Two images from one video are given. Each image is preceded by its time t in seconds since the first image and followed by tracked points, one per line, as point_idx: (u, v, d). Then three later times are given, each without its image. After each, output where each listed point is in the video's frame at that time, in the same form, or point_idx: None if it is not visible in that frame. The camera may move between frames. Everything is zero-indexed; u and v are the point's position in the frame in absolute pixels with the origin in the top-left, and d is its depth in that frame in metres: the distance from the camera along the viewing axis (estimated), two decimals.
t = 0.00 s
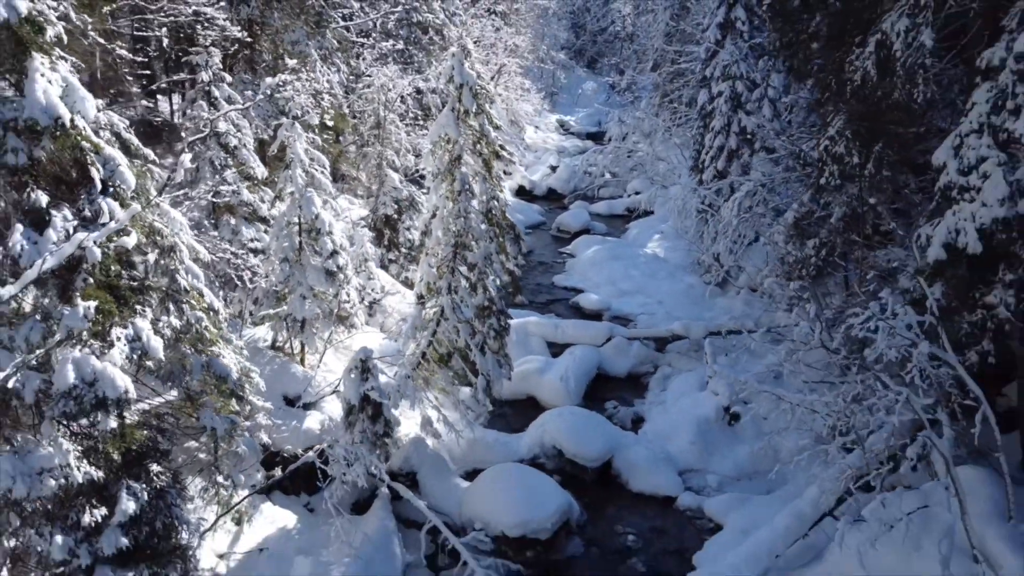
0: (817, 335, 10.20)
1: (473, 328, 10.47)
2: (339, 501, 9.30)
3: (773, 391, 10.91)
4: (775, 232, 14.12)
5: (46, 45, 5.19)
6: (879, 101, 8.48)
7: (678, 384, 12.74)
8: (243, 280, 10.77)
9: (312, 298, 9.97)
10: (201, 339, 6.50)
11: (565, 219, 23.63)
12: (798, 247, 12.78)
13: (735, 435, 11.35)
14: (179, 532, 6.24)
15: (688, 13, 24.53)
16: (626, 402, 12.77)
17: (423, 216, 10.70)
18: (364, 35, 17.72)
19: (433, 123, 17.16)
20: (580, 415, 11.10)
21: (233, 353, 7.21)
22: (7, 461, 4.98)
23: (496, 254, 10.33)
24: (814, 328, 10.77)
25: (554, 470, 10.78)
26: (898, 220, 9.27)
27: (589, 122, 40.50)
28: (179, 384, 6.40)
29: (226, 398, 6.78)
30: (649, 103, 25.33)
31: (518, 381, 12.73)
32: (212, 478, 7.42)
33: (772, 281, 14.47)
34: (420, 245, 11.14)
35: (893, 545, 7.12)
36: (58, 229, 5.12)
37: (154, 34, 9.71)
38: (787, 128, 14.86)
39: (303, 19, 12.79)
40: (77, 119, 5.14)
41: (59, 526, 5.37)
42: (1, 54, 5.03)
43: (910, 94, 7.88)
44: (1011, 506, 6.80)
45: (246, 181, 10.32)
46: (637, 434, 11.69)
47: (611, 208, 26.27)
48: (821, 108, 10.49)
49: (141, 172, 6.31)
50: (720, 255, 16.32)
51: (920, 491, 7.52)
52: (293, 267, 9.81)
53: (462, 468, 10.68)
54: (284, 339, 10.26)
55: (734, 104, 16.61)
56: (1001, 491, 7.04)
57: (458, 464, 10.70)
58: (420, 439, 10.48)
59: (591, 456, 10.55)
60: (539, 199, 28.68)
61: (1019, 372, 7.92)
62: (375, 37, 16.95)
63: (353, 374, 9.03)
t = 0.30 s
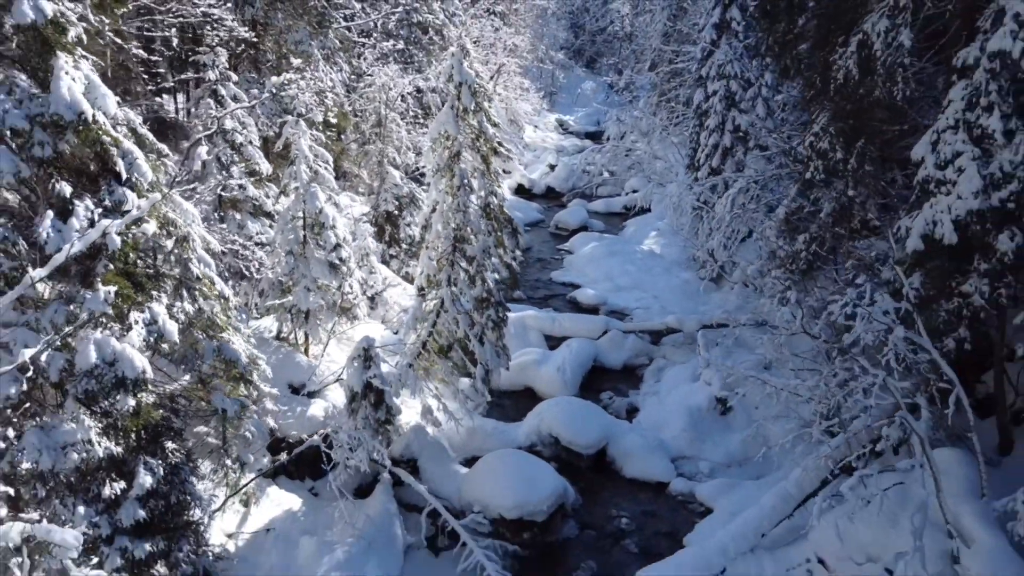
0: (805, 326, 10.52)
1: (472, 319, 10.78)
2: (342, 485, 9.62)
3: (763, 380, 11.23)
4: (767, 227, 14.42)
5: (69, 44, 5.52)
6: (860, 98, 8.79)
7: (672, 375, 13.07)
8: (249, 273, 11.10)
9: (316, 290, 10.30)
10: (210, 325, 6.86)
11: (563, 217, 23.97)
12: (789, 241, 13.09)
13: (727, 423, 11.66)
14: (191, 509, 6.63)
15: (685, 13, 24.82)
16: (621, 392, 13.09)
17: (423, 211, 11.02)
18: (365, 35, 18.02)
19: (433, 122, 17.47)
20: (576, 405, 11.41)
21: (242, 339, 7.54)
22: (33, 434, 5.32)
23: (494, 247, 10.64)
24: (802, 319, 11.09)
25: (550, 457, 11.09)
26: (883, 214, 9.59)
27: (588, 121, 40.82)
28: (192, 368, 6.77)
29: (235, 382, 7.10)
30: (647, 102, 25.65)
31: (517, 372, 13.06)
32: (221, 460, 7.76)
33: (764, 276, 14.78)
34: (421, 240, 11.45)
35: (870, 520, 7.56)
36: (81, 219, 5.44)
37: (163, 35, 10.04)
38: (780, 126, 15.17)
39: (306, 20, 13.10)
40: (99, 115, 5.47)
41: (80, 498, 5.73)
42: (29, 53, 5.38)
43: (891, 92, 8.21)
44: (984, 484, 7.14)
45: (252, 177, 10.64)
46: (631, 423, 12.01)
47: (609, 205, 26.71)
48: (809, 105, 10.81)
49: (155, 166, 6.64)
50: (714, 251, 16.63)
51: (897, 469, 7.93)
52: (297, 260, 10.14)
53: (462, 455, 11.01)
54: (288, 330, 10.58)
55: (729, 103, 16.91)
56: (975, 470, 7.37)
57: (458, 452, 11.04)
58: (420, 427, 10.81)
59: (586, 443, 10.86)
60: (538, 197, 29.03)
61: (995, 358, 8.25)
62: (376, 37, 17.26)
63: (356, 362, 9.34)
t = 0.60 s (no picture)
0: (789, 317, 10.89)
1: (467, 311, 11.10)
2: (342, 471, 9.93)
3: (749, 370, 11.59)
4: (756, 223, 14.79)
5: (86, 45, 5.83)
6: (839, 97, 9.16)
7: (662, 367, 13.43)
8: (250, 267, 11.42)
9: (316, 283, 10.62)
10: (217, 312, 7.26)
11: (558, 214, 24.32)
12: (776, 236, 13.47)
13: (714, 412, 12.02)
14: (199, 488, 6.99)
15: (679, 13, 25.16)
16: (613, 384, 13.44)
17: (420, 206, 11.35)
18: (363, 35, 18.32)
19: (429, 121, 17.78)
20: (569, 395, 11.73)
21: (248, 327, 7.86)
22: (52, 413, 5.62)
23: (488, 241, 10.98)
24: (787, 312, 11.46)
25: (543, 445, 11.42)
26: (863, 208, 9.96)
27: (584, 121, 41.19)
28: (199, 352, 7.20)
29: (240, 367, 7.46)
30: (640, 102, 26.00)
31: (511, 364, 13.40)
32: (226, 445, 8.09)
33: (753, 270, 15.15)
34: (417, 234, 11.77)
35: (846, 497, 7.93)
36: (96, 209, 5.74)
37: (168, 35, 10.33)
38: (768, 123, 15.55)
39: (305, 20, 13.40)
40: (112, 111, 5.78)
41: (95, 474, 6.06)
42: (50, 53, 5.75)
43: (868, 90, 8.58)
44: (953, 464, 7.50)
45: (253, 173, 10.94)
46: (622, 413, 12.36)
47: (603, 203, 27.10)
48: (793, 104, 11.17)
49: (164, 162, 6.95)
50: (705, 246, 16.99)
51: (873, 450, 8.30)
52: (298, 253, 10.46)
53: (458, 444, 11.35)
54: (289, 321, 10.90)
55: (719, 101, 17.24)
56: (946, 451, 7.73)
57: (455, 441, 11.38)
58: (417, 416, 11.13)
59: (578, 432, 11.19)
60: (533, 195, 29.40)
61: (967, 344, 8.61)
62: (373, 37, 17.55)
63: (356, 351, 9.63)
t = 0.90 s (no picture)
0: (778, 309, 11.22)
1: (466, 304, 11.44)
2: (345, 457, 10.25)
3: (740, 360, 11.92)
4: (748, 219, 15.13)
5: (105, 45, 6.17)
6: (824, 95, 9.54)
7: (657, 359, 13.77)
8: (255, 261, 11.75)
9: (320, 276, 10.95)
10: (225, 301, 7.58)
11: (556, 212, 24.66)
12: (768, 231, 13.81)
13: (706, 402, 12.35)
14: (209, 468, 7.44)
15: (675, 13, 25.49)
16: (608, 375, 13.77)
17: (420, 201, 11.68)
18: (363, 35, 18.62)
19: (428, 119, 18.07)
20: (566, 385, 12.03)
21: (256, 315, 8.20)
22: (74, 393, 5.97)
23: (487, 235, 11.33)
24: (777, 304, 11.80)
25: (540, 434, 11.75)
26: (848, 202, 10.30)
27: (582, 120, 41.52)
28: (209, 337, 7.57)
29: (248, 353, 7.89)
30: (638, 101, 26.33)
31: (509, 356, 13.73)
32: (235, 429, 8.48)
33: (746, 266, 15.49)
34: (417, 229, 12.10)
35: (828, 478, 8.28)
36: (115, 200, 6.08)
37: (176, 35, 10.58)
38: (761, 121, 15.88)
39: (307, 20, 13.70)
40: (130, 108, 6.12)
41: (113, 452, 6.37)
42: (72, 52, 6.09)
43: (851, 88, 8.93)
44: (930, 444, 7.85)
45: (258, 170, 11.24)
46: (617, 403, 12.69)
47: (601, 201, 27.46)
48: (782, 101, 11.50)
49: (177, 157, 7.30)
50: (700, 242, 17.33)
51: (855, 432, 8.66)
52: (302, 247, 10.80)
53: (457, 433, 11.67)
54: (293, 313, 11.23)
55: (713, 101, 17.47)
56: (923, 432, 8.08)
57: (454, 429, 11.70)
58: (418, 405, 11.45)
59: (574, 420, 11.50)
60: (532, 193, 29.74)
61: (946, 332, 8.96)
62: (374, 37, 17.87)
63: (358, 340, 9.92)
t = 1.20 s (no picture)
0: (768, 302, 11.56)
1: (466, 297, 11.77)
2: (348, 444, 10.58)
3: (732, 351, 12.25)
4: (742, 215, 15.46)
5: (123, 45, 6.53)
6: (812, 94, 9.88)
7: (651, 351, 14.10)
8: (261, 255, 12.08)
9: (324, 269, 11.30)
10: (234, 291, 7.87)
11: (555, 210, 25.00)
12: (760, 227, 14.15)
13: (699, 392, 12.68)
14: (219, 451, 7.70)
15: (672, 13, 25.79)
16: (604, 367, 14.11)
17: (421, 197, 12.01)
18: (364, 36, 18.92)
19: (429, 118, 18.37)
20: (563, 376, 12.36)
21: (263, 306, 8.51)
22: (95, 373, 6.35)
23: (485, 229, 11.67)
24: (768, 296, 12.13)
25: (538, 423, 12.08)
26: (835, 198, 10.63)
27: (581, 120, 41.84)
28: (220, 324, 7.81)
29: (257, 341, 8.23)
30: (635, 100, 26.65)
31: (508, 349, 14.06)
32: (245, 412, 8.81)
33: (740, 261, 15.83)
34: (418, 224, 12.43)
35: (814, 461, 8.62)
36: (133, 192, 6.42)
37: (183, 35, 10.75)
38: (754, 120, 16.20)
39: (310, 21, 14.02)
40: (147, 105, 6.45)
41: (132, 431, 6.69)
42: (92, 52, 6.43)
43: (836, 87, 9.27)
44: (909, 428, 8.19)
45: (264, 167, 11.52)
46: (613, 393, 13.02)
47: (599, 200, 27.79)
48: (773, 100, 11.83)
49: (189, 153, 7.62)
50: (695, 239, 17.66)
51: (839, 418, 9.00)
52: (306, 241, 11.15)
53: (457, 422, 12.00)
54: (298, 306, 11.57)
55: (709, 100, 17.60)
56: (904, 416, 8.42)
57: (454, 419, 12.03)
58: (419, 395, 11.78)
59: (571, 410, 11.82)
60: (531, 192, 30.07)
61: (928, 321, 9.29)
62: (375, 37, 18.18)
63: (362, 330, 10.18)
